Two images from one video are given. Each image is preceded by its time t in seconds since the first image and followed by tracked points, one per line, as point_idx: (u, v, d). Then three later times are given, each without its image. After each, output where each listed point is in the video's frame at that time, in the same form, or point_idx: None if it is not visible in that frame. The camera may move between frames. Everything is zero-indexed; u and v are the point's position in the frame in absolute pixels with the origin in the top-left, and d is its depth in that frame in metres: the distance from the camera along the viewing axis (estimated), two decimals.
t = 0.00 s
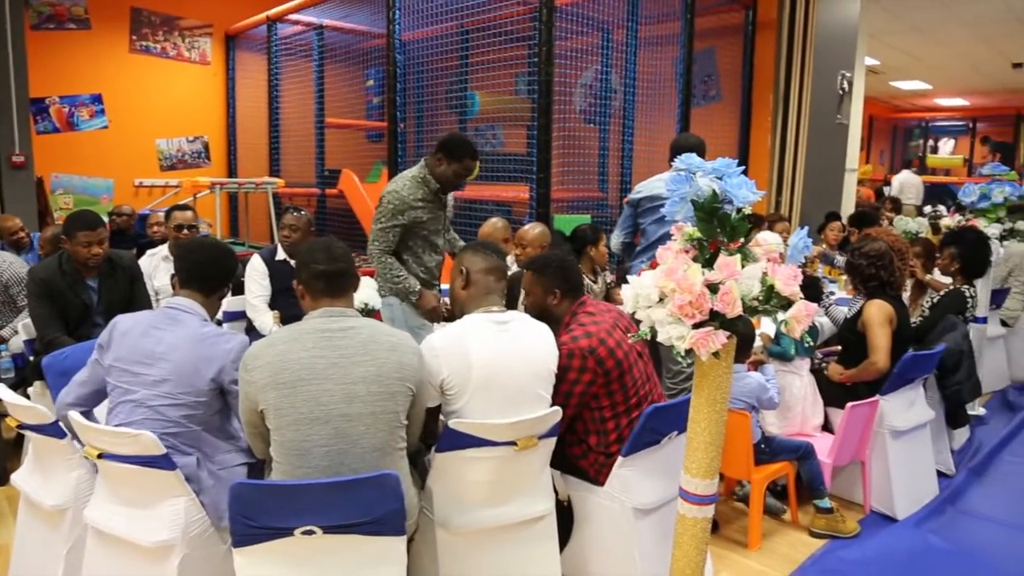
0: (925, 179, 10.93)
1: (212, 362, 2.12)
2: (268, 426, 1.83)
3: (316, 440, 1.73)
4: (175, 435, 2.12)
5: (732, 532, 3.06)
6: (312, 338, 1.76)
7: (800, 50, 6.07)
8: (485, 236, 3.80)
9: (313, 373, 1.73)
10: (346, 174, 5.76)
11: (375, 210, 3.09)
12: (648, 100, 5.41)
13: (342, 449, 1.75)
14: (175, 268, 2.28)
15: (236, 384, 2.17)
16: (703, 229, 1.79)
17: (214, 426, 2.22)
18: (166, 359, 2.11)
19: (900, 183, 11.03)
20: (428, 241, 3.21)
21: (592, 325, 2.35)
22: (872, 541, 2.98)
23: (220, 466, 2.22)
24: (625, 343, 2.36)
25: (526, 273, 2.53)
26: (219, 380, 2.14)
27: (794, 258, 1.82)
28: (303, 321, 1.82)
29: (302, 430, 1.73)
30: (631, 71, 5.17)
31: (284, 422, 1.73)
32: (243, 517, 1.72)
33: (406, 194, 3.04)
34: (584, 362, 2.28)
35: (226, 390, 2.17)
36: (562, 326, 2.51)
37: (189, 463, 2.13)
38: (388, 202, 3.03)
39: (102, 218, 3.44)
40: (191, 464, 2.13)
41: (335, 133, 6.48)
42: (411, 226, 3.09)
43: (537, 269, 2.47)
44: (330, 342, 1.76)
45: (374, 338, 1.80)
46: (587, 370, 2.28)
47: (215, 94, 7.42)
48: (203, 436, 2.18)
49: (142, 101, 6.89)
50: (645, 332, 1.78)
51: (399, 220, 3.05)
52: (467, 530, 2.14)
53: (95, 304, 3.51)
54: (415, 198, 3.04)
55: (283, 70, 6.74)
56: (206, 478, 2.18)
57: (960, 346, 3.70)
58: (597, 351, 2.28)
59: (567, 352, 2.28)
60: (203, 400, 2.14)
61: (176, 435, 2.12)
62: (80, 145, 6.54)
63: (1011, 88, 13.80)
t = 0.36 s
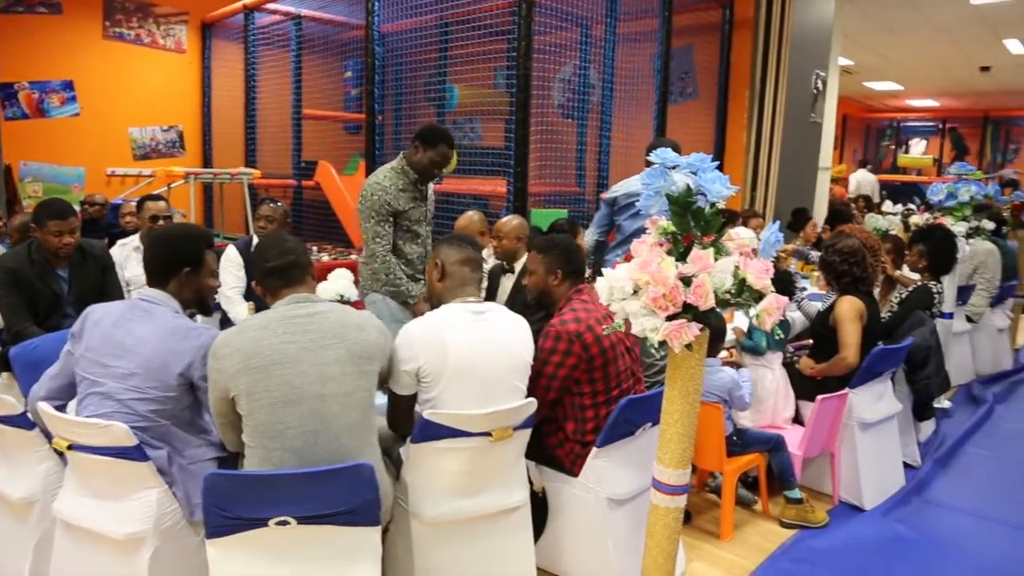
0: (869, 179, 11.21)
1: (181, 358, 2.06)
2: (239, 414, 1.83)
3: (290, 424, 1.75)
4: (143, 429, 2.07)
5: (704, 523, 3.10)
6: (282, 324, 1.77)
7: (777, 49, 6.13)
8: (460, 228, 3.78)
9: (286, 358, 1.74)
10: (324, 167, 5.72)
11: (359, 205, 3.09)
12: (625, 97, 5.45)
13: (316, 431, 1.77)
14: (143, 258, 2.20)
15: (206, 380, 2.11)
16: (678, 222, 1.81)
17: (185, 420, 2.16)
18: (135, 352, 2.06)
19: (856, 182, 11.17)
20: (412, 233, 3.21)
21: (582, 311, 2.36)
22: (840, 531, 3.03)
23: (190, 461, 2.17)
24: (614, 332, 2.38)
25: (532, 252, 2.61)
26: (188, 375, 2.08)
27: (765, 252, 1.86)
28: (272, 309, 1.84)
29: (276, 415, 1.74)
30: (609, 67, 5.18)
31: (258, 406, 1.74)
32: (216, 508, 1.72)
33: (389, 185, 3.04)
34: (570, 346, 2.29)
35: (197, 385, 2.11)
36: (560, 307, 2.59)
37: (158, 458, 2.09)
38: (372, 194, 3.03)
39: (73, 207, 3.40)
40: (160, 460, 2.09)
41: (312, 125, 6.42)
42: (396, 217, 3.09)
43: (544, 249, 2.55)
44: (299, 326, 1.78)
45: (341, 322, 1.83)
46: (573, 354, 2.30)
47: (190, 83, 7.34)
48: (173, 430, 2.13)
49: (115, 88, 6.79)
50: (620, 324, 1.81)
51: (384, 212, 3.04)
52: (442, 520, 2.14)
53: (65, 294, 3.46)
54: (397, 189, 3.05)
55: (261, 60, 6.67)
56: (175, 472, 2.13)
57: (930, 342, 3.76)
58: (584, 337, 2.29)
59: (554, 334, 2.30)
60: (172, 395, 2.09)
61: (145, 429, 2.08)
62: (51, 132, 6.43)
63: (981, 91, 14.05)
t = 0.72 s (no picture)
0: (802, 164, 11.54)
1: (130, 366, 2.00)
2: (192, 410, 1.87)
3: (250, 403, 1.81)
4: (92, 441, 2.00)
5: (663, 503, 3.16)
6: (230, 314, 1.84)
7: (717, 37, 6.24)
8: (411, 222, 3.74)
9: (239, 344, 1.81)
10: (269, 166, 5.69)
11: (351, 217, 2.91)
12: (570, 87, 5.52)
13: (283, 399, 1.84)
14: (91, 262, 2.14)
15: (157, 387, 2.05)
16: (627, 207, 1.83)
17: (137, 430, 2.10)
18: (81, 362, 2.00)
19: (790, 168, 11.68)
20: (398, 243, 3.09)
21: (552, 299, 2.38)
22: (794, 504, 3.11)
23: (143, 471, 2.11)
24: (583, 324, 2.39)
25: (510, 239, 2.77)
26: (138, 383, 2.02)
27: (714, 233, 1.91)
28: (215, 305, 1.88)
29: (232, 398, 1.80)
30: (553, 56, 5.18)
31: (215, 393, 1.79)
32: (174, 514, 1.68)
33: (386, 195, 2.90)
34: (538, 333, 2.31)
35: (147, 393, 2.05)
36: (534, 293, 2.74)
37: (110, 469, 2.02)
38: (370, 206, 2.87)
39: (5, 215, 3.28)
40: (112, 471, 2.02)
41: (254, 124, 6.30)
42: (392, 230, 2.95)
43: (518, 236, 2.71)
44: (246, 315, 1.85)
45: (286, 314, 1.91)
46: (539, 341, 2.31)
47: (125, 84, 7.14)
48: (124, 441, 2.07)
49: (45, 90, 6.54)
50: (575, 310, 1.82)
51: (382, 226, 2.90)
52: (406, 514, 2.14)
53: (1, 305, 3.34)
54: (392, 199, 2.92)
55: (198, 59, 6.51)
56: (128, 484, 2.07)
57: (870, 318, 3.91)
58: (553, 325, 2.31)
59: (522, 322, 2.31)
60: (122, 405, 2.03)
61: (94, 441, 2.01)
62: None
63: (912, 76, 14.56)
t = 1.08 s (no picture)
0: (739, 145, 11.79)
1: (68, 367, 1.92)
2: (144, 410, 1.82)
3: (205, 396, 1.77)
4: (33, 447, 1.92)
5: (620, 481, 3.21)
6: (182, 310, 1.81)
7: (655, 22, 6.31)
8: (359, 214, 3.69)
9: (192, 338, 1.78)
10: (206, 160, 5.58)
11: (316, 213, 2.85)
12: (512, 73, 5.52)
13: (234, 398, 1.81)
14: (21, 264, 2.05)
15: (98, 388, 1.97)
16: (578, 188, 1.85)
17: (83, 433, 2.03)
18: (17, 366, 1.92)
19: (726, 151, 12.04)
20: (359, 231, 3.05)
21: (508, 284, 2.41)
22: (745, 476, 3.20)
23: (92, 475, 2.04)
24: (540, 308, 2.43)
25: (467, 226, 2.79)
26: (78, 385, 1.94)
27: (663, 212, 1.95)
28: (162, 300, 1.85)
29: (186, 393, 1.76)
30: (494, 47, 5.20)
31: (167, 389, 1.76)
32: (130, 517, 1.64)
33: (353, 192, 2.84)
34: (497, 318, 2.33)
35: (89, 394, 1.97)
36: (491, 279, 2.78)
37: (57, 476, 1.94)
38: (336, 204, 2.81)
39: None
40: (59, 479, 1.95)
41: (189, 119, 6.18)
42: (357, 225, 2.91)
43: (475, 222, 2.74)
44: (196, 310, 1.83)
45: (237, 307, 1.88)
46: (499, 326, 2.34)
47: (50, 79, 6.83)
48: (71, 445, 2.00)
49: None
50: (529, 293, 1.83)
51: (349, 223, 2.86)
52: (367, 505, 2.13)
53: None
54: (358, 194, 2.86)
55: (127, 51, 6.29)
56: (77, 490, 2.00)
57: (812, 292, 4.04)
58: (511, 310, 2.33)
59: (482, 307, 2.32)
60: (62, 408, 1.95)
61: (35, 447, 1.93)
62: None
63: (840, 58, 14.98)
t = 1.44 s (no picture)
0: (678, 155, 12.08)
1: None
2: (83, 420, 1.77)
3: (149, 406, 1.74)
4: None
5: (564, 486, 3.26)
6: (125, 317, 1.78)
7: (598, 34, 6.42)
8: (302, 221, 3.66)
9: (135, 345, 1.76)
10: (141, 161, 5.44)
11: (250, 203, 2.84)
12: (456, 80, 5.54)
13: (179, 408, 1.78)
14: None
15: (18, 392, 1.88)
16: (525, 197, 1.87)
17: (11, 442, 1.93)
18: None
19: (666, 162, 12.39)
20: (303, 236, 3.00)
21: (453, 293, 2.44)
22: (684, 479, 3.29)
23: (18, 487, 1.93)
24: (484, 316, 2.47)
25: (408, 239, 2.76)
26: None
27: (608, 221, 2.00)
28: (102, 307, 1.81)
29: (128, 402, 1.73)
30: (438, 54, 5.18)
31: (109, 398, 1.72)
32: (72, 529, 1.59)
33: (286, 181, 2.82)
34: (446, 329, 2.36)
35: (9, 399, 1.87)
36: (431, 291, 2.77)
37: None
38: (267, 191, 2.80)
39: None
40: None
41: (124, 118, 6.02)
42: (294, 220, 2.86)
43: (414, 234, 2.72)
44: (138, 317, 1.80)
45: (181, 315, 1.87)
46: (447, 336, 2.37)
47: None
48: None
49: None
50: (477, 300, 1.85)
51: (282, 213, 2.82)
52: (313, 513, 2.12)
53: None
54: (294, 186, 2.84)
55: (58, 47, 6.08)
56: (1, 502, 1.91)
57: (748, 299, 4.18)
58: (458, 320, 2.37)
59: (430, 319, 2.35)
60: None
61: None
62: None
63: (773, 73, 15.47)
